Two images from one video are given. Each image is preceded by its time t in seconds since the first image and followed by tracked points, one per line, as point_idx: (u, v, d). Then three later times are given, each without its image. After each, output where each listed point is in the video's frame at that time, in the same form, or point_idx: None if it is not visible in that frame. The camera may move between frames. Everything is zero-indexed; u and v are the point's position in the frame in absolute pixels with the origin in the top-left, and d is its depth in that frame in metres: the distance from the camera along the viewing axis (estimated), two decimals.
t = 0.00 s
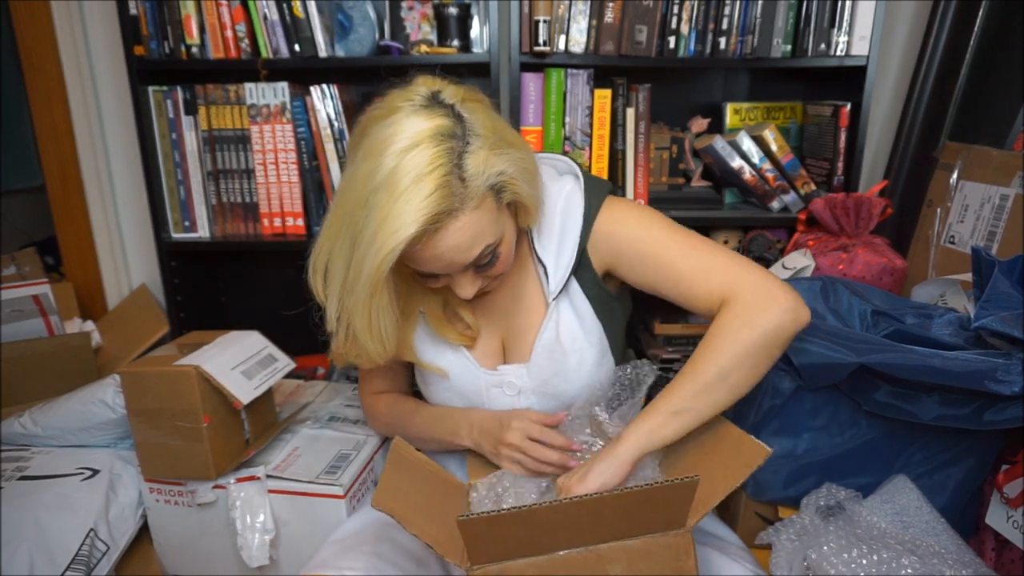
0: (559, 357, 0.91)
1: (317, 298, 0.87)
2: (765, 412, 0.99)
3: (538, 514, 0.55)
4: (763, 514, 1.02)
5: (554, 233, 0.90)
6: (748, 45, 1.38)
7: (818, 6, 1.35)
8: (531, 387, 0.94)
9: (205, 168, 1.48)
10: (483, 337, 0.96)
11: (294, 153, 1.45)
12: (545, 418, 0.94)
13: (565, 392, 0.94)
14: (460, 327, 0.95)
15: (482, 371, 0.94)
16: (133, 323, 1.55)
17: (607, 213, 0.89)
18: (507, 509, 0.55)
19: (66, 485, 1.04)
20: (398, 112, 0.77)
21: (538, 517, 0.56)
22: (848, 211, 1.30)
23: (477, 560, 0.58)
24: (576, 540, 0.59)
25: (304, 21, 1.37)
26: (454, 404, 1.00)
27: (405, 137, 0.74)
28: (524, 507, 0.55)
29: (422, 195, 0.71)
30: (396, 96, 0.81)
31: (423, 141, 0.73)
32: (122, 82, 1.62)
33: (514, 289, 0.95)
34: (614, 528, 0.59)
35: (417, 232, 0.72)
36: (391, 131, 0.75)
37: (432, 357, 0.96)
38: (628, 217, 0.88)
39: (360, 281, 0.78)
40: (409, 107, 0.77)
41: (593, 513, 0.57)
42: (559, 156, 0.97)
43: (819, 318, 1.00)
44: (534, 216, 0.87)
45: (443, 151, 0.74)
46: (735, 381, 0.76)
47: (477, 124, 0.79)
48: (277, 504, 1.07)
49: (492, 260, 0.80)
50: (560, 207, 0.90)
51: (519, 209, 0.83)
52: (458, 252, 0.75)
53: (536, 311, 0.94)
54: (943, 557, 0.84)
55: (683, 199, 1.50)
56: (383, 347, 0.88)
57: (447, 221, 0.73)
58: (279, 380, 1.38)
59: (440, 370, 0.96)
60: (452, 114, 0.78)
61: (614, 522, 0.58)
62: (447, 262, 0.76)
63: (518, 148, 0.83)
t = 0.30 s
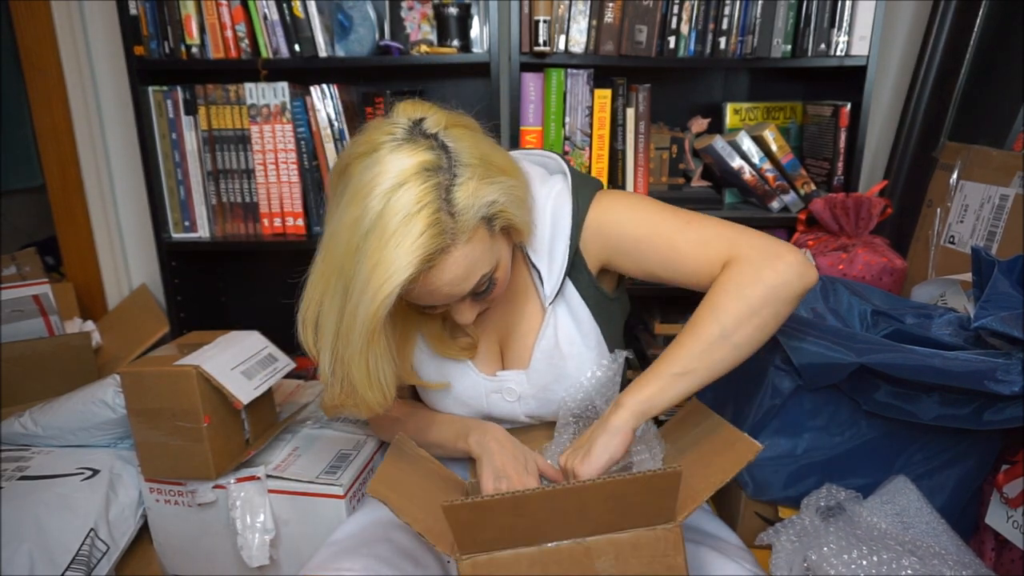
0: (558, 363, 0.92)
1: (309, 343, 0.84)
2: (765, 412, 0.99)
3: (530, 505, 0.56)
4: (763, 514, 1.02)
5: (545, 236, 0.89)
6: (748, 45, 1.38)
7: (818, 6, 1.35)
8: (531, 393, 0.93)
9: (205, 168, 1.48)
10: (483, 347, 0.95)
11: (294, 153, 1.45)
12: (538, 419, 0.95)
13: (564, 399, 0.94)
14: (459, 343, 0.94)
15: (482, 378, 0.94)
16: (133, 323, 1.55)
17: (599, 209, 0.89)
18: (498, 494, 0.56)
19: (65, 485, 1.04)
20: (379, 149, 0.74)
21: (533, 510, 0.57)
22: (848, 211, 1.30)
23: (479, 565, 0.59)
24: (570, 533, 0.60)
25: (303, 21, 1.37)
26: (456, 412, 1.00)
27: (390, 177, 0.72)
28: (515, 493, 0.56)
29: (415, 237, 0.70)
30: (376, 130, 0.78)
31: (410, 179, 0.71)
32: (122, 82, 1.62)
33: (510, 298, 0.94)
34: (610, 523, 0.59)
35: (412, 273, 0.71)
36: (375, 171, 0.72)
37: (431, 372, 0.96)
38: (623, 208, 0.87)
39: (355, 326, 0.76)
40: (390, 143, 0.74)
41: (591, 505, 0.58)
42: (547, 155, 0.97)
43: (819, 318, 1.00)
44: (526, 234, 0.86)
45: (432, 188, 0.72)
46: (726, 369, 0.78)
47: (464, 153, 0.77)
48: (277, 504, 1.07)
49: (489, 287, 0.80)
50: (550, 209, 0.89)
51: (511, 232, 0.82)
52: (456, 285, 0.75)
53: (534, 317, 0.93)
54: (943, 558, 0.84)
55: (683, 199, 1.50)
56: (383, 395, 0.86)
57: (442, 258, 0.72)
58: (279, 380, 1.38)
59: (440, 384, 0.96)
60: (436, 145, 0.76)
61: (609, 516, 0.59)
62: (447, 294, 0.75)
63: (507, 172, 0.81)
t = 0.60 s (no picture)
0: (557, 369, 0.92)
1: (309, 352, 0.84)
2: (766, 412, 0.98)
3: (519, 491, 0.57)
4: (763, 514, 1.02)
5: (544, 243, 0.87)
6: (748, 45, 1.38)
7: (818, 7, 1.35)
8: (529, 398, 0.94)
9: (205, 168, 1.48)
10: (483, 351, 0.95)
11: (294, 153, 1.45)
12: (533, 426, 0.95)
13: (561, 404, 0.96)
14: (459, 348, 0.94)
15: (481, 382, 0.94)
16: (132, 323, 1.55)
17: (598, 216, 0.86)
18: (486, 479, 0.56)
19: (65, 485, 1.04)
20: (380, 160, 0.74)
21: (522, 498, 0.57)
22: (848, 211, 1.30)
23: (473, 563, 0.59)
24: (561, 521, 0.60)
25: (304, 21, 1.37)
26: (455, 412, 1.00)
27: (391, 190, 0.71)
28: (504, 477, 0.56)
29: (415, 251, 0.69)
30: (376, 139, 0.78)
31: (411, 192, 0.71)
32: (122, 82, 1.62)
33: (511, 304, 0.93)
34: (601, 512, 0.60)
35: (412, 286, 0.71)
36: (376, 184, 0.72)
37: (430, 375, 0.96)
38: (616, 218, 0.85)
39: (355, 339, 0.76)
40: (391, 155, 0.74)
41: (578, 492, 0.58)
42: (551, 158, 0.95)
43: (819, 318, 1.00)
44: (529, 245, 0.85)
45: (433, 201, 0.71)
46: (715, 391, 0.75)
47: (465, 164, 0.77)
48: (277, 504, 1.07)
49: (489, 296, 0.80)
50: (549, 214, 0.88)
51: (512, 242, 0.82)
52: (456, 297, 0.75)
53: (533, 323, 0.93)
54: (943, 559, 0.84)
55: (682, 199, 1.50)
56: (381, 407, 0.85)
57: (443, 271, 0.72)
58: (279, 380, 1.38)
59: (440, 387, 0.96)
60: (437, 157, 0.75)
61: (600, 504, 0.59)
62: (448, 305, 0.76)
63: (510, 182, 0.81)
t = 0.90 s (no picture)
0: (553, 370, 0.93)
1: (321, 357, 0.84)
2: (765, 412, 0.98)
3: (516, 485, 0.56)
4: (763, 514, 1.02)
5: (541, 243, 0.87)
6: (748, 45, 1.38)
7: (818, 6, 1.35)
8: (526, 399, 0.94)
9: (205, 168, 1.48)
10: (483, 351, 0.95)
11: (294, 153, 1.45)
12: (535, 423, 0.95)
13: (557, 405, 0.96)
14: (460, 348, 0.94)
15: (478, 382, 0.94)
16: (132, 323, 1.55)
17: (590, 219, 0.86)
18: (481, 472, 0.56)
19: (65, 485, 1.04)
20: (392, 166, 0.74)
21: (518, 494, 0.57)
22: (848, 211, 1.30)
23: (469, 564, 0.59)
24: (559, 520, 0.60)
25: (304, 21, 1.37)
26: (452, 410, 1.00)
27: (405, 197, 0.71)
28: (501, 472, 0.56)
29: (431, 258, 0.69)
30: (387, 143, 0.77)
31: (426, 199, 0.71)
32: (122, 82, 1.62)
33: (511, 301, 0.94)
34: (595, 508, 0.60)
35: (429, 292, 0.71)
36: (390, 191, 0.71)
37: (429, 374, 0.96)
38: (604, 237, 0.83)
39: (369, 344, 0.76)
40: (404, 162, 0.74)
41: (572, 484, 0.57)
42: (552, 157, 0.95)
43: (819, 317, 1.00)
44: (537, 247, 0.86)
45: (448, 208, 0.71)
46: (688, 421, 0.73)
47: (476, 168, 0.77)
48: (277, 504, 1.07)
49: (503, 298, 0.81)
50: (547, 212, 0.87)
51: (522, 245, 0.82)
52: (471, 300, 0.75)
53: (529, 324, 0.94)
54: (943, 559, 0.84)
55: (682, 199, 1.50)
56: (396, 409, 0.84)
57: (458, 276, 0.72)
58: (279, 380, 1.38)
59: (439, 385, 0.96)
60: (449, 162, 0.75)
61: (595, 500, 0.59)
62: (463, 307, 0.76)
63: (519, 186, 0.81)
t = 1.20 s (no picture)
0: (553, 369, 0.92)
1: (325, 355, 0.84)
2: (765, 413, 0.98)
3: (510, 467, 0.57)
4: (763, 514, 1.02)
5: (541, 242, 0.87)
6: (748, 45, 1.38)
7: (818, 6, 1.35)
8: (526, 397, 0.94)
9: (205, 168, 1.48)
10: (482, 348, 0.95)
11: (294, 153, 1.45)
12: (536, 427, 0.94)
13: (557, 405, 0.95)
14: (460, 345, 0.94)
15: (478, 380, 0.94)
16: (132, 323, 1.55)
17: (591, 218, 0.86)
18: (476, 454, 0.57)
19: (65, 485, 1.04)
20: (393, 162, 0.74)
21: (513, 476, 0.58)
22: (848, 211, 1.30)
23: (469, 565, 0.58)
24: (557, 515, 0.60)
25: (304, 21, 1.37)
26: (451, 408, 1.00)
27: (407, 191, 0.71)
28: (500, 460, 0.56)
29: (433, 252, 0.69)
30: (388, 139, 0.77)
31: (427, 193, 0.71)
32: (122, 82, 1.62)
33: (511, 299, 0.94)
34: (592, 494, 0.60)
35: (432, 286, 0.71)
36: (392, 186, 0.71)
37: (428, 372, 0.96)
38: (606, 233, 0.84)
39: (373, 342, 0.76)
40: (405, 157, 0.74)
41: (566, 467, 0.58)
42: (551, 157, 0.95)
43: (819, 317, 1.00)
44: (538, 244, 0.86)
45: (449, 202, 0.71)
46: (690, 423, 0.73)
47: (477, 164, 0.77)
48: (277, 504, 1.07)
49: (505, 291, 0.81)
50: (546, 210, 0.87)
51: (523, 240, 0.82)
52: (474, 293, 0.75)
53: (529, 322, 0.94)
54: (943, 559, 0.84)
55: (683, 199, 1.50)
56: (397, 406, 0.85)
57: (461, 270, 0.72)
58: (279, 379, 1.38)
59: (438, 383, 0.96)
60: (450, 157, 0.75)
61: (591, 485, 0.60)
62: (466, 301, 0.76)
63: (519, 181, 0.81)
